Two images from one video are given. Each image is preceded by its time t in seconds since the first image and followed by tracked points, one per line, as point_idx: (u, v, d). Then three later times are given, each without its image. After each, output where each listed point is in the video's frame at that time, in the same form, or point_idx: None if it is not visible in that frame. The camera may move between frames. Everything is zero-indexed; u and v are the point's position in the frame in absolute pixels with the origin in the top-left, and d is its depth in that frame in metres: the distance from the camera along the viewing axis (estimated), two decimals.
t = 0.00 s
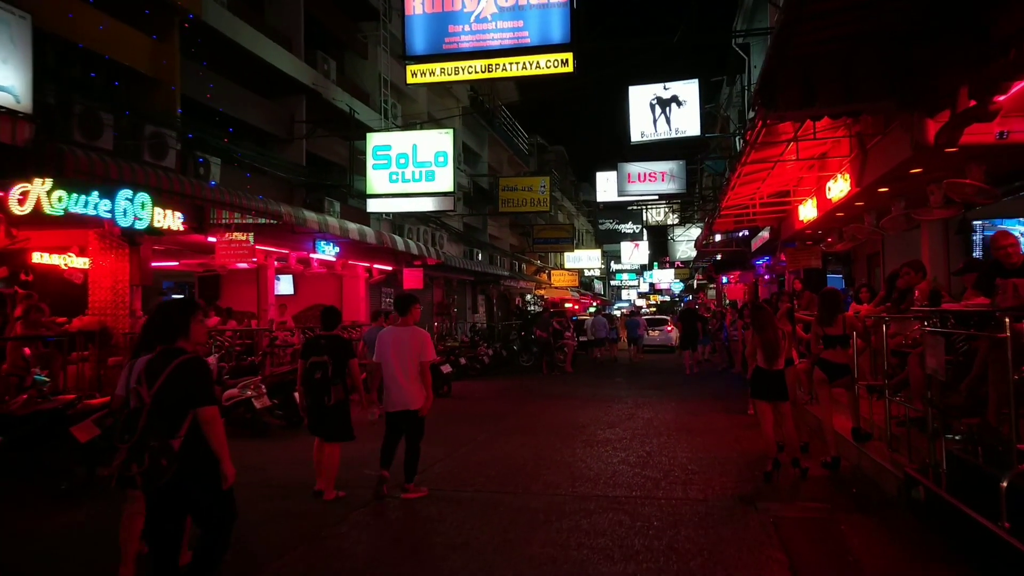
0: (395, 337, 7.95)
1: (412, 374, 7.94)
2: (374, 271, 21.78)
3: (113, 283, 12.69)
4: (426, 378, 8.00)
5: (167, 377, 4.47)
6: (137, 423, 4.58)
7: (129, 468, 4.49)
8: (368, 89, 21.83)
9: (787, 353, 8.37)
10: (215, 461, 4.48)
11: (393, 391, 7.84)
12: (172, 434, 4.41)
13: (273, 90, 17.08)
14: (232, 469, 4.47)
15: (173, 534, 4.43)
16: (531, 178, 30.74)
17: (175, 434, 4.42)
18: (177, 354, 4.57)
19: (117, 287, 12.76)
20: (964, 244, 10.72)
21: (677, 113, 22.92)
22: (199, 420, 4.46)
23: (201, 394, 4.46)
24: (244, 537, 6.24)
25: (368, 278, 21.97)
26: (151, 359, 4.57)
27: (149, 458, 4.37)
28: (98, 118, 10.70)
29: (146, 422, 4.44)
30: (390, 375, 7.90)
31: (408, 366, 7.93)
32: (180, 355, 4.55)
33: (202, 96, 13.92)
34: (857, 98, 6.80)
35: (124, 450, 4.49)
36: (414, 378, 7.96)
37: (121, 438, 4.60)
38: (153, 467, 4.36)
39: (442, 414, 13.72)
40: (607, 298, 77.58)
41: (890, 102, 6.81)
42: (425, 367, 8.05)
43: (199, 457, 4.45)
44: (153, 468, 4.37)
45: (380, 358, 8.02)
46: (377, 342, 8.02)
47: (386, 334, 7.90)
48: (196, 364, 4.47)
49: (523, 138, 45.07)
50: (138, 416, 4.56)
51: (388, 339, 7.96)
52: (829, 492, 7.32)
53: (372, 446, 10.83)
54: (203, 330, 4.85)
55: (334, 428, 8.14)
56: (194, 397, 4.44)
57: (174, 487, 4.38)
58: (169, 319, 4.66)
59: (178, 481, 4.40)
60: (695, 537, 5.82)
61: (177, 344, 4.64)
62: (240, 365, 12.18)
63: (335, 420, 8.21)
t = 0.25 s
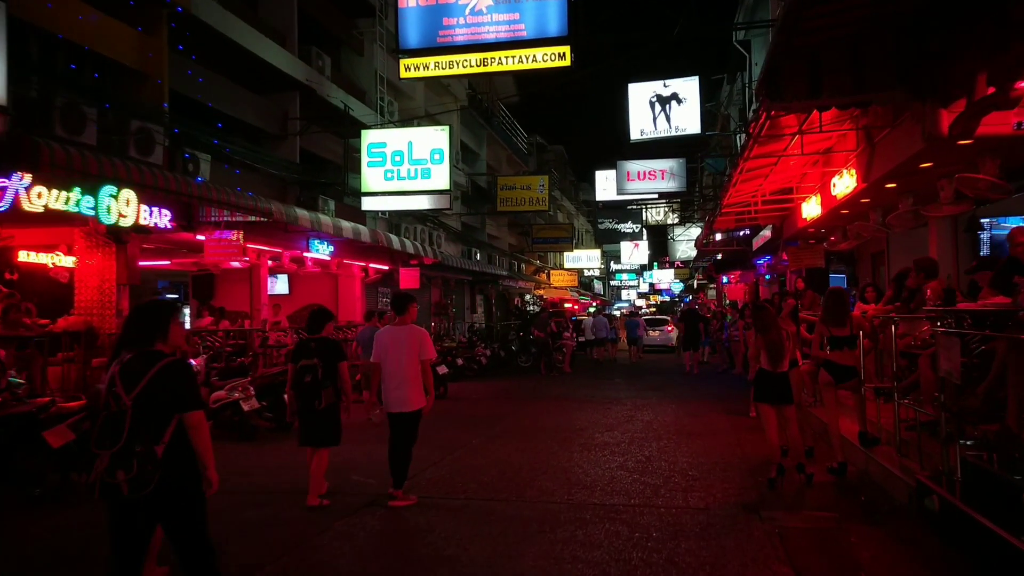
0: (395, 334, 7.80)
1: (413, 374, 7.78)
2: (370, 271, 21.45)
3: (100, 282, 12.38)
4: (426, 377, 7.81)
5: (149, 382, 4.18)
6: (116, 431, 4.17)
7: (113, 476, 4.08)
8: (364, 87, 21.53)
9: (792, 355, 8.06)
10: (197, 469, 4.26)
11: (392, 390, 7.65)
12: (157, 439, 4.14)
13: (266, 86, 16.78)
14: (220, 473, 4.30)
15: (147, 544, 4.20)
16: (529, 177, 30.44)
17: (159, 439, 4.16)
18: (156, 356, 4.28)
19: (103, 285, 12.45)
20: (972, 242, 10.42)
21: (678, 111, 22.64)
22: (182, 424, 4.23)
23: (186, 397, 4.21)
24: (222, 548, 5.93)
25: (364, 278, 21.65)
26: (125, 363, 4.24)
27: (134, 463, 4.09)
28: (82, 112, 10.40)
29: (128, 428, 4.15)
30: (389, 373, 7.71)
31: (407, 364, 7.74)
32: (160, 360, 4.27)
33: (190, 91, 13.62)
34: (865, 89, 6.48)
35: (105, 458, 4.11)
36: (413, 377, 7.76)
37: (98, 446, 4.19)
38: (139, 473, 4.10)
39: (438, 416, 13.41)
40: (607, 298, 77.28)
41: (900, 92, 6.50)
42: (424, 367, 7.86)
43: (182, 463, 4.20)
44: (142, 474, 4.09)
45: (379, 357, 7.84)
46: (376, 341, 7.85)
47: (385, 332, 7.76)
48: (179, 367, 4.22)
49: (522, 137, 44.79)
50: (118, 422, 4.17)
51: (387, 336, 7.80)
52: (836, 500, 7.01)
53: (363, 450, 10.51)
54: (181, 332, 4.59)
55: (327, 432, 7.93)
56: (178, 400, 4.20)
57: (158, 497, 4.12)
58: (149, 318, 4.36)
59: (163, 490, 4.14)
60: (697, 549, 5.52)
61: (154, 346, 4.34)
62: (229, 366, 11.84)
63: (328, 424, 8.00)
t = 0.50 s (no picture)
0: (384, 340, 7.46)
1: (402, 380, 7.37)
2: (364, 271, 21.06)
3: (80, 283, 11.95)
4: (419, 382, 7.40)
5: (140, 396, 3.84)
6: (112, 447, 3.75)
7: (111, 497, 3.68)
8: (357, 84, 21.13)
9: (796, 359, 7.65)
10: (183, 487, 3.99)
11: (384, 399, 7.30)
12: (152, 455, 3.82)
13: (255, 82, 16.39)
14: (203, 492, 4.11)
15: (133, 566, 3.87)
16: (527, 176, 30.05)
17: (151, 456, 3.83)
18: (144, 369, 3.94)
19: (84, 286, 12.02)
20: (982, 241, 10.04)
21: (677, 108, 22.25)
22: (171, 440, 3.93)
23: (179, 410, 3.93)
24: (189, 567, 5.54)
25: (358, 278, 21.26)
26: (109, 375, 3.86)
27: (133, 482, 3.72)
28: (57, 107, 10.11)
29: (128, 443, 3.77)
30: (382, 381, 7.37)
31: (398, 369, 7.37)
32: (149, 372, 3.93)
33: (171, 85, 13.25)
34: (877, 78, 6.09)
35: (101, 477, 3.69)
36: (406, 383, 7.38)
37: (90, 466, 3.74)
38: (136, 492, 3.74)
39: (429, 420, 13.03)
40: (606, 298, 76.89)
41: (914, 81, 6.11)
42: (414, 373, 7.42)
43: (172, 481, 3.91)
44: (143, 493, 3.74)
45: (370, 365, 7.51)
46: (367, 347, 7.54)
47: (374, 338, 7.44)
48: (172, 379, 3.93)
49: (520, 136, 44.42)
50: (113, 439, 3.75)
51: (377, 343, 7.46)
52: (843, 514, 6.61)
53: (350, 457, 10.13)
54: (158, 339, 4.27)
55: (307, 438, 7.60)
56: (172, 414, 3.90)
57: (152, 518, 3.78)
58: (137, 325, 3.98)
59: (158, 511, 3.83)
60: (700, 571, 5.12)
61: (141, 357, 3.97)
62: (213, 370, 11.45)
63: (308, 431, 7.62)
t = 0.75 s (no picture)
0: (372, 339, 7.43)
1: (387, 377, 7.32)
2: (358, 271, 20.74)
3: (62, 283, 11.69)
4: (407, 382, 7.34)
5: (121, 392, 3.72)
6: (92, 445, 3.60)
7: (89, 497, 3.54)
8: (352, 81, 20.82)
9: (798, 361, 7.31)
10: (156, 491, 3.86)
11: (372, 399, 7.24)
12: (129, 455, 3.68)
13: (246, 78, 16.09)
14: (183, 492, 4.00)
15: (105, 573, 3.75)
16: (524, 175, 29.73)
17: (129, 456, 3.70)
18: (125, 368, 3.81)
19: (67, 286, 11.73)
20: (989, 239, 9.72)
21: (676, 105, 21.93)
22: (149, 442, 3.83)
23: (160, 413, 3.86)
24: None
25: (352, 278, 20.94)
26: (90, 372, 3.72)
27: (112, 483, 3.59)
28: (34, 100, 9.79)
29: (106, 442, 3.61)
30: (370, 381, 7.33)
31: (386, 369, 7.33)
32: (129, 371, 3.81)
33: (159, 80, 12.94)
34: (883, 65, 5.77)
35: (79, 476, 3.52)
36: (394, 383, 7.34)
37: (67, 464, 3.58)
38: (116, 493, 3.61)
39: (421, 423, 12.70)
40: (607, 299, 76.50)
41: (922, 66, 5.79)
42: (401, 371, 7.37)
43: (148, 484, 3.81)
44: (122, 495, 3.62)
45: (359, 365, 7.47)
46: (356, 348, 7.50)
47: (363, 337, 7.41)
48: (153, 380, 3.85)
49: (519, 135, 44.09)
50: (91, 437, 3.59)
51: (365, 342, 7.43)
52: (848, 525, 6.27)
53: (336, 462, 9.81)
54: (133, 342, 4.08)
55: (284, 442, 7.33)
56: (154, 415, 3.81)
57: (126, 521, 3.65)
58: (121, 323, 3.81)
59: (135, 515, 3.71)
60: None
61: (122, 355, 3.82)
62: (198, 372, 11.13)
63: (286, 435, 7.34)
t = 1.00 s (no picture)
0: (359, 344, 7.07)
1: (375, 384, 6.98)
2: (350, 271, 20.33)
3: (37, 283, 11.39)
4: (394, 390, 7.01)
5: (72, 411, 3.58)
6: (41, 468, 3.49)
7: (39, 522, 3.41)
8: (344, 77, 20.41)
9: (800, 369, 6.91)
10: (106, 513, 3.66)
11: (356, 407, 6.92)
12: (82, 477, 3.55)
13: (233, 73, 15.69)
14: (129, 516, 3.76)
15: None
16: (522, 173, 29.32)
17: (84, 477, 3.57)
18: (77, 386, 3.65)
19: (43, 287, 11.42)
20: (999, 239, 9.31)
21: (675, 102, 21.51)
22: (104, 460, 3.68)
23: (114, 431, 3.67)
24: None
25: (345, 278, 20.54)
26: (40, 392, 3.60)
27: (64, 506, 3.48)
28: (3, 94, 9.40)
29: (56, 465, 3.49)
30: (355, 388, 7.00)
31: (373, 376, 6.99)
32: (81, 388, 3.65)
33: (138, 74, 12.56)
34: (892, 54, 5.38)
35: (28, 500, 3.40)
36: (381, 391, 7.01)
37: (15, 488, 3.46)
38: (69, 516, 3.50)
39: (410, 429, 12.28)
40: (606, 299, 76.03)
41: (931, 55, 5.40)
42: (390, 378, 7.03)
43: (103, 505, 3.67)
44: (76, 517, 3.50)
45: (345, 370, 7.14)
46: (342, 351, 7.16)
47: (350, 342, 7.05)
48: (103, 397, 3.64)
49: (517, 134, 43.67)
50: (42, 459, 3.48)
51: (352, 347, 7.08)
52: (854, 545, 5.88)
53: (319, 472, 9.41)
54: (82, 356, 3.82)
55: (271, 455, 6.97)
56: (106, 434, 3.64)
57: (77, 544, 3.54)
58: (69, 339, 3.66)
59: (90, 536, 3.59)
60: None
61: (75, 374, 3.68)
62: (178, 377, 10.75)
63: (272, 448, 6.97)
